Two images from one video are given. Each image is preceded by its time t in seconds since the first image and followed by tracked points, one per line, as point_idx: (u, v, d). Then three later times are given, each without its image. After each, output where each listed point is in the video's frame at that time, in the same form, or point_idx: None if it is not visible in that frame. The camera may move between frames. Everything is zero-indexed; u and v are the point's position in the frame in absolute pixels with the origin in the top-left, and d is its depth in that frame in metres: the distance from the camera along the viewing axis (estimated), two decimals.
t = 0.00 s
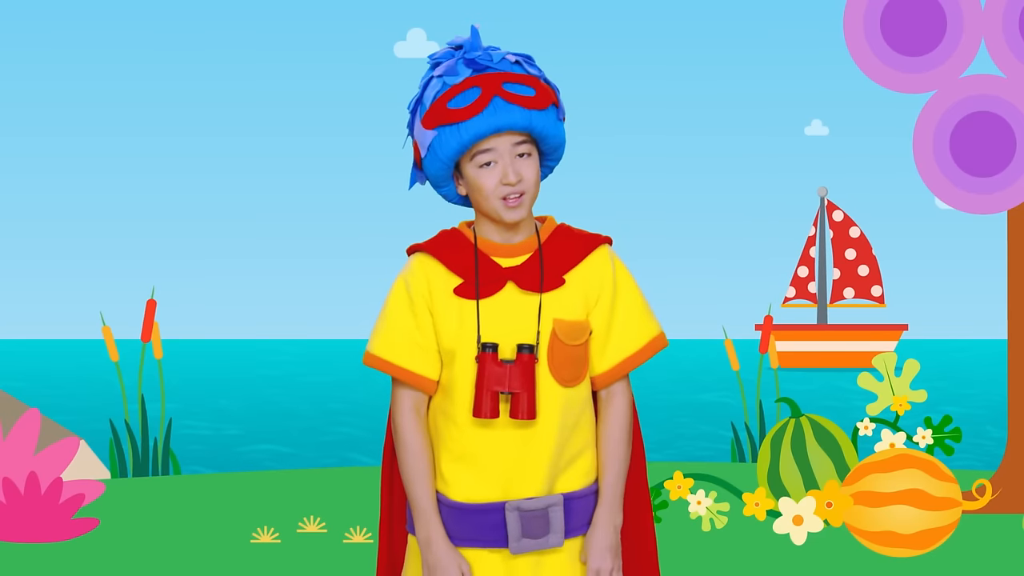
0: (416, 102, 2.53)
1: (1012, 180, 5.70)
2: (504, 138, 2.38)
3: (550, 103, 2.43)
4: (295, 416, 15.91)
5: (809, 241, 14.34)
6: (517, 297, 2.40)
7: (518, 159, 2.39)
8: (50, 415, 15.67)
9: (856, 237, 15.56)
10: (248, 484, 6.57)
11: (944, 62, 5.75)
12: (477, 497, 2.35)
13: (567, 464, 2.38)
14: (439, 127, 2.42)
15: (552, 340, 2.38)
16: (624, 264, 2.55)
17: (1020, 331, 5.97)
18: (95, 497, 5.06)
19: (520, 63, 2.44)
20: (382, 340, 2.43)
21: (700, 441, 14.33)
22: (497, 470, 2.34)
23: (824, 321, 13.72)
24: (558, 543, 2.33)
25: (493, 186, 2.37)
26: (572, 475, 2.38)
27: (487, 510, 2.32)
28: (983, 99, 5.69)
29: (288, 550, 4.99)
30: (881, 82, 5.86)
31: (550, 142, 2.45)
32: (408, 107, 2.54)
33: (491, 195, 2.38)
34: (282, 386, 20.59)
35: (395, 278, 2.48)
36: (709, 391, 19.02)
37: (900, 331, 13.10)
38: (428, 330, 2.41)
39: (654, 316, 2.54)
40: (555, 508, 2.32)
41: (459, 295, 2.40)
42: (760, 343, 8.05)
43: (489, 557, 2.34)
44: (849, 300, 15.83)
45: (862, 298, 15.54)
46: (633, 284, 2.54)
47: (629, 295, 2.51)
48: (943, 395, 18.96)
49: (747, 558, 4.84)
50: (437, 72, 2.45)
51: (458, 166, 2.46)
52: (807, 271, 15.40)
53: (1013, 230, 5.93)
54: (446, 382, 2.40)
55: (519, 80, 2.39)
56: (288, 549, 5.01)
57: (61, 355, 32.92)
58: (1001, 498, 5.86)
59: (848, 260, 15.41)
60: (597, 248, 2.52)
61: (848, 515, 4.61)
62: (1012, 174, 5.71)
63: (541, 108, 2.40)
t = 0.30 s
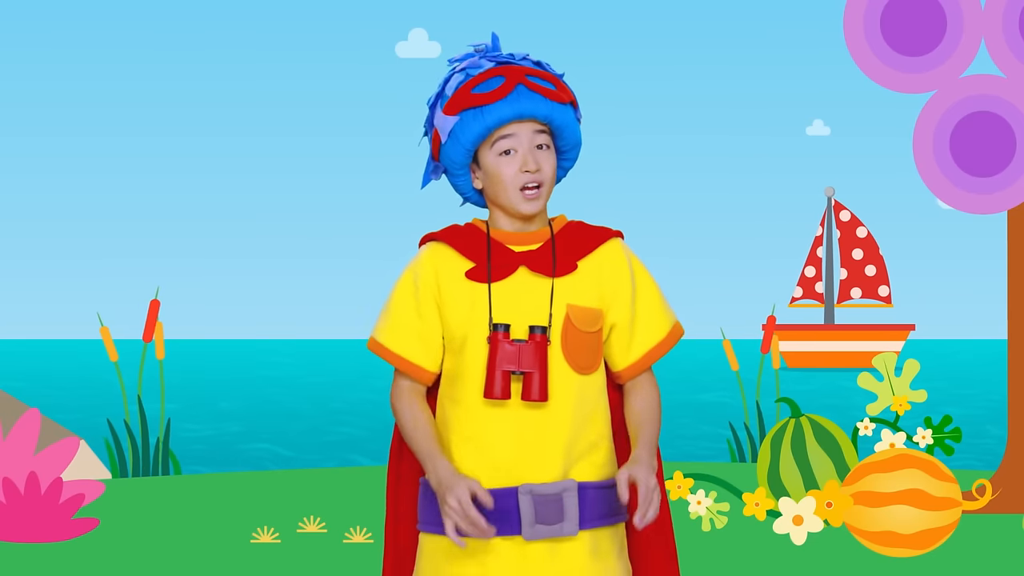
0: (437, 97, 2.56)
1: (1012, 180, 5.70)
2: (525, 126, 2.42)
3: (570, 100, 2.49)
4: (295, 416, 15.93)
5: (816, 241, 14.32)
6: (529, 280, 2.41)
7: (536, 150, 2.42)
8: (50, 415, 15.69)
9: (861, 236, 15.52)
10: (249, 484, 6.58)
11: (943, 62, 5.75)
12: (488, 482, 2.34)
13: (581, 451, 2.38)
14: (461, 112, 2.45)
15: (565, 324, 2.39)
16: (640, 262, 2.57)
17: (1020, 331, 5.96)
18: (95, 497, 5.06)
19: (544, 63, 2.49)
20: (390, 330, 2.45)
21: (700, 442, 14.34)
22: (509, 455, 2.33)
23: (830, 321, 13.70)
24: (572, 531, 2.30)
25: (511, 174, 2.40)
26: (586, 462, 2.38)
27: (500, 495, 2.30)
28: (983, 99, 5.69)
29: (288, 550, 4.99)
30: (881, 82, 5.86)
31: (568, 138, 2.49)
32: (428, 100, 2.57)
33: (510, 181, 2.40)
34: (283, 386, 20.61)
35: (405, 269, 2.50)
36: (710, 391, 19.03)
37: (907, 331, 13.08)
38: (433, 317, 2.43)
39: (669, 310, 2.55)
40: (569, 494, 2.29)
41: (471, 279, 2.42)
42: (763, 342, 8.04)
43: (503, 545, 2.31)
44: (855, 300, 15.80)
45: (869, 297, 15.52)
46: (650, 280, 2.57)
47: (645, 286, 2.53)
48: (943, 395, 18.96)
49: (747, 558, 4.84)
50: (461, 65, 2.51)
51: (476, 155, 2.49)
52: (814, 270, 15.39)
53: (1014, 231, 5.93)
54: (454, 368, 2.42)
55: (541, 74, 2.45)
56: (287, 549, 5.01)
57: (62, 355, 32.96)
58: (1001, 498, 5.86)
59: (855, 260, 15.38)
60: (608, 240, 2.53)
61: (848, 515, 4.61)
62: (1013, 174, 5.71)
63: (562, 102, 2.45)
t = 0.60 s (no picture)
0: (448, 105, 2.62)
1: (1012, 180, 5.70)
2: (518, 124, 2.45)
3: (571, 101, 2.49)
4: (296, 416, 15.93)
5: (823, 241, 14.30)
6: (535, 288, 2.42)
7: (532, 149, 2.44)
8: (51, 415, 15.70)
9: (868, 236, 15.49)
10: (249, 484, 6.59)
11: (943, 62, 5.75)
12: (493, 491, 2.34)
13: (588, 461, 2.37)
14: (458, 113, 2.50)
15: (572, 332, 2.38)
16: (649, 270, 2.57)
17: (1020, 331, 5.96)
18: (95, 497, 5.06)
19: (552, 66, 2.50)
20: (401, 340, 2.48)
21: (700, 442, 14.35)
22: (514, 464, 2.34)
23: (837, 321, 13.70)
24: (577, 541, 2.31)
25: (504, 172, 2.42)
26: (592, 472, 2.38)
27: (505, 504, 2.31)
28: (983, 98, 5.69)
29: (288, 550, 4.99)
30: (881, 82, 5.86)
31: (569, 139, 2.49)
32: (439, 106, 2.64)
33: (505, 181, 2.43)
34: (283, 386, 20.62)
35: (413, 277, 2.53)
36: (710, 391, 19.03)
37: (914, 331, 13.07)
38: (440, 326, 2.47)
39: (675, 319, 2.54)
40: (574, 503, 2.31)
41: (476, 286, 2.44)
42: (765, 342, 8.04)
43: (506, 555, 2.31)
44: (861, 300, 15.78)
45: (875, 297, 15.49)
46: (660, 292, 2.56)
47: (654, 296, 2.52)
48: (944, 395, 18.96)
49: (746, 558, 4.84)
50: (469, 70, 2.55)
51: (477, 155, 2.53)
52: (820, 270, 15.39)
53: (1014, 231, 5.93)
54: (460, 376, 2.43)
55: (543, 74, 2.47)
56: (287, 549, 5.01)
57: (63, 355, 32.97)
58: (1001, 498, 5.86)
59: (862, 260, 15.37)
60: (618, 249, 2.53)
61: (848, 515, 4.61)
62: (1013, 174, 5.71)
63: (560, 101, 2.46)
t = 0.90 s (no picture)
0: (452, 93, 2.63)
1: (1012, 179, 5.70)
2: (522, 113, 2.44)
3: (577, 94, 2.48)
4: (297, 416, 15.95)
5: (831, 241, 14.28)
6: (532, 285, 2.42)
7: (536, 139, 2.43)
8: (51, 414, 15.72)
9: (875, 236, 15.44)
10: (249, 484, 6.59)
11: (943, 62, 5.75)
12: (487, 490, 2.34)
13: (584, 459, 2.37)
14: (462, 101, 2.51)
15: (568, 330, 2.39)
16: (650, 262, 2.57)
17: (1020, 331, 5.96)
18: (95, 497, 5.06)
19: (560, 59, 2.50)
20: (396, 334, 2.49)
21: (701, 441, 14.36)
22: (509, 462, 2.34)
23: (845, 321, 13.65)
24: (572, 539, 2.30)
25: (507, 161, 2.41)
26: (588, 471, 2.37)
27: (498, 503, 2.31)
28: (984, 98, 5.69)
29: (288, 550, 5.00)
30: (881, 82, 5.86)
31: (572, 133, 2.48)
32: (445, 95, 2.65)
33: (505, 168, 2.41)
34: (284, 386, 20.64)
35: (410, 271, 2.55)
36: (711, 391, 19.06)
37: (920, 331, 13.05)
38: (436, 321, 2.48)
39: (684, 312, 2.55)
40: (568, 501, 2.30)
41: (474, 284, 2.44)
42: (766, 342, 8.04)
43: (500, 553, 2.32)
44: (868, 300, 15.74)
45: (883, 297, 15.47)
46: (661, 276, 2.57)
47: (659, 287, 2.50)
48: (946, 395, 18.97)
49: (746, 557, 4.84)
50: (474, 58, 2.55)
51: (478, 144, 2.54)
52: (828, 270, 15.37)
53: (1014, 231, 5.92)
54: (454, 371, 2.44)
55: (549, 64, 2.47)
56: (287, 549, 5.02)
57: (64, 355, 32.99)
58: (1001, 498, 5.86)
59: (869, 259, 15.34)
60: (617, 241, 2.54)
61: (848, 515, 4.61)
62: (1013, 174, 5.70)
63: (565, 94, 2.46)
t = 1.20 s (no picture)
0: (445, 82, 2.57)
1: (1012, 180, 5.68)
2: (527, 122, 2.42)
3: (580, 93, 2.47)
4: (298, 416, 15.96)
5: (838, 241, 14.26)
6: (529, 293, 2.43)
7: (540, 144, 2.43)
8: (52, 414, 15.73)
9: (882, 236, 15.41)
10: (248, 484, 6.60)
11: (944, 62, 5.75)
12: (488, 492, 2.35)
13: (582, 460, 2.39)
14: (462, 105, 2.46)
15: (567, 334, 2.41)
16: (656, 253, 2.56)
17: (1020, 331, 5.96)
18: (95, 497, 5.06)
19: (556, 50, 2.48)
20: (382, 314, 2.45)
21: (701, 442, 14.36)
22: (510, 465, 2.35)
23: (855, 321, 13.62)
24: (568, 541, 2.32)
25: (511, 168, 2.42)
26: (586, 472, 2.39)
27: (496, 506, 2.33)
28: (984, 98, 5.70)
29: (288, 550, 5.00)
30: (881, 82, 5.86)
31: (576, 133, 2.49)
32: (436, 86, 2.59)
33: (509, 176, 2.42)
34: (285, 386, 20.64)
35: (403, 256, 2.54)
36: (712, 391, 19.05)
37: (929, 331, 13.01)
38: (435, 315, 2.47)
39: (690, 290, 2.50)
40: (565, 507, 2.32)
41: (470, 289, 2.45)
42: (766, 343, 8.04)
43: (497, 552, 2.34)
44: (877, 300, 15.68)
45: (891, 297, 15.42)
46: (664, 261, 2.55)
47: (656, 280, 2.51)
48: (948, 395, 18.96)
49: (746, 558, 4.84)
50: (468, 51, 2.49)
51: (478, 147, 2.52)
52: (835, 270, 15.36)
53: (1014, 231, 5.92)
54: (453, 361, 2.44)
55: (550, 65, 2.44)
56: (287, 549, 5.02)
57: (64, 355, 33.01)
58: (1001, 498, 5.86)
59: (876, 259, 15.30)
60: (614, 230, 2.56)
61: (848, 515, 4.61)
62: (1013, 174, 5.69)
63: (570, 97, 2.44)
